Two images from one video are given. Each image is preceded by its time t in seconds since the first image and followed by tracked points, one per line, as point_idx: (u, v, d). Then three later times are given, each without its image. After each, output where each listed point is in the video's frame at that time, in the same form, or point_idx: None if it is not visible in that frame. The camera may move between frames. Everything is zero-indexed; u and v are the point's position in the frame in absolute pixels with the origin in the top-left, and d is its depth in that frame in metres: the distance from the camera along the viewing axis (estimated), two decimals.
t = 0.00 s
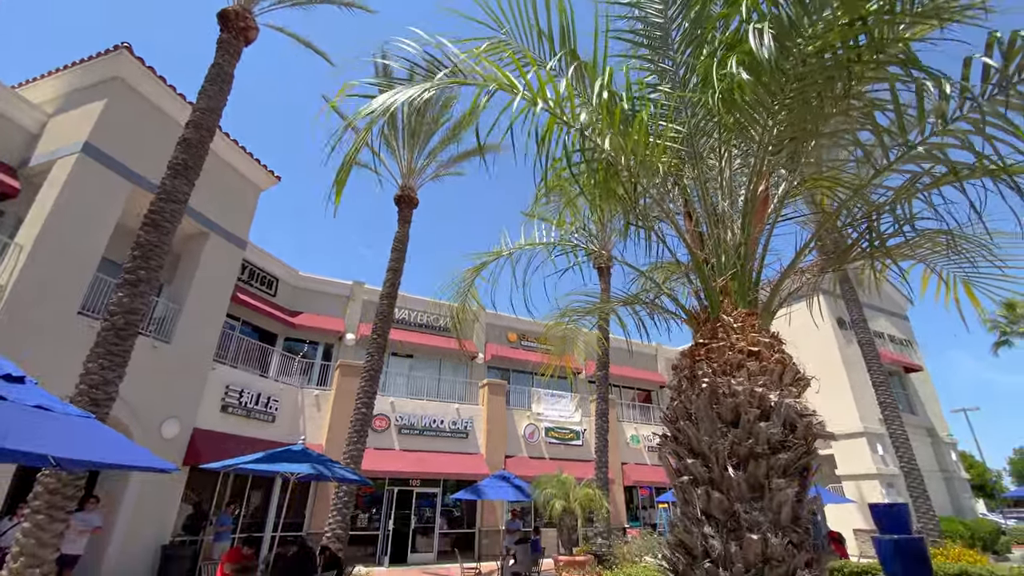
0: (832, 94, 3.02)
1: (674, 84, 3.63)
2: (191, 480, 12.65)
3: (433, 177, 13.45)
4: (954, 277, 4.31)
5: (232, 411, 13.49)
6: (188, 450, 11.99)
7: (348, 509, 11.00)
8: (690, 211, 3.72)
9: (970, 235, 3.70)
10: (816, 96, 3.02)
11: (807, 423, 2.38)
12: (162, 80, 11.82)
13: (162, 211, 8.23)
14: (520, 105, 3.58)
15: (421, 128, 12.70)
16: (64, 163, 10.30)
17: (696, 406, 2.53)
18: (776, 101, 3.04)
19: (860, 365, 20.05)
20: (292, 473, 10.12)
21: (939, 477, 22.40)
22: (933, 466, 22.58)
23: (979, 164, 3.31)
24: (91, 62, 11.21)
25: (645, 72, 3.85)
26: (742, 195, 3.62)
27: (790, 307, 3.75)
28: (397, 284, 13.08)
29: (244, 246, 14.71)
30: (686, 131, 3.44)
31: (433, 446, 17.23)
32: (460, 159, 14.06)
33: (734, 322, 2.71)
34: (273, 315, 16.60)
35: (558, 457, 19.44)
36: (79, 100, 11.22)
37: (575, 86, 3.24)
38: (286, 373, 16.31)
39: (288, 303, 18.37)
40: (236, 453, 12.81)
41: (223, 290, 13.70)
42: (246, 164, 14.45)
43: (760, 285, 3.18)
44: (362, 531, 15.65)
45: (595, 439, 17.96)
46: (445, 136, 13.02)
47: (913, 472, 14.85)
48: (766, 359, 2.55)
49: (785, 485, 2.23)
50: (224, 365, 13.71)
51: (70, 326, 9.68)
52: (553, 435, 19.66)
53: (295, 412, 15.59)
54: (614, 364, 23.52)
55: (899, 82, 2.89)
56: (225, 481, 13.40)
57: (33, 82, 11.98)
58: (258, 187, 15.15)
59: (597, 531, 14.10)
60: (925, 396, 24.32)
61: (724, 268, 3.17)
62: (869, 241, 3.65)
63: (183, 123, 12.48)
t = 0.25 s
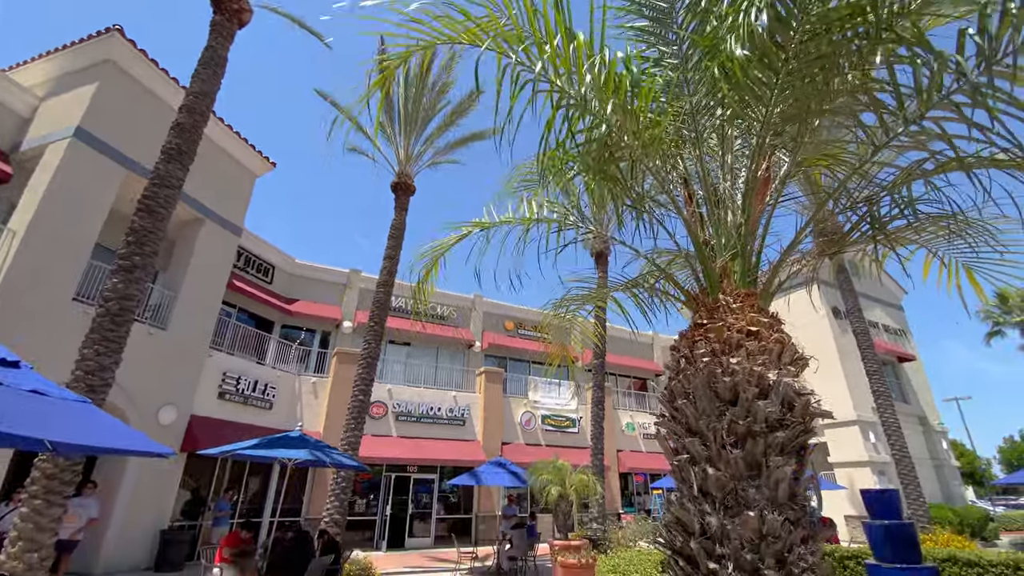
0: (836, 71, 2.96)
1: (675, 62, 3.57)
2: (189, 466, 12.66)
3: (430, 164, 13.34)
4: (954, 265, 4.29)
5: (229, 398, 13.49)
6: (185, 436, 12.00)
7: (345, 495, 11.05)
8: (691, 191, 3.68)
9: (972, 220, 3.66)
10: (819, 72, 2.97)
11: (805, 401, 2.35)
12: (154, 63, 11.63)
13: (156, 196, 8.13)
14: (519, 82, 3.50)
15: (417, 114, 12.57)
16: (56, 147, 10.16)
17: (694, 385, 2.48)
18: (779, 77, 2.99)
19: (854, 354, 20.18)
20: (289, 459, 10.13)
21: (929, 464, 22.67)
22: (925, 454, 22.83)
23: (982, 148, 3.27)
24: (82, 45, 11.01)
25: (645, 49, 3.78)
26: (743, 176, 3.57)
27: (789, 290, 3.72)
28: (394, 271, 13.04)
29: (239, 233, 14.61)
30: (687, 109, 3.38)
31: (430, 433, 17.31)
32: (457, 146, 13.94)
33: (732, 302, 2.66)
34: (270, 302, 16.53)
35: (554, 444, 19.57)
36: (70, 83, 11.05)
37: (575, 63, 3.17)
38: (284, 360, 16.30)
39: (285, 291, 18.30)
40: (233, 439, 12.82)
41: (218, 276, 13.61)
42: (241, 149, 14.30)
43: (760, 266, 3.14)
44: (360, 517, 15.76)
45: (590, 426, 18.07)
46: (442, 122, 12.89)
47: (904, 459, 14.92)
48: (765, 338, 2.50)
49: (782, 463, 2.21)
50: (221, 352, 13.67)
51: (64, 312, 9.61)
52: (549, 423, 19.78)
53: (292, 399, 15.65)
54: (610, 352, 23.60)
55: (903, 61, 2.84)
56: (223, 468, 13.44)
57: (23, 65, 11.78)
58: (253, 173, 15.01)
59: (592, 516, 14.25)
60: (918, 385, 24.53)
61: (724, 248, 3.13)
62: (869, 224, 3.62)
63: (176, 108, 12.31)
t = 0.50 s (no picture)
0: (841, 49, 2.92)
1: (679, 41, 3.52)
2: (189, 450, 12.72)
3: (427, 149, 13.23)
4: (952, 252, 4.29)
5: (227, 382, 13.51)
6: (185, 421, 12.04)
7: (344, 478, 11.15)
8: (692, 171, 3.64)
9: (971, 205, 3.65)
10: (825, 50, 2.92)
11: (803, 382, 2.35)
12: (147, 45, 11.44)
13: (150, 180, 8.05)
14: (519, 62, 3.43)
15: (414, 98, 12.44)
16: (48, 131, 10.03)
17: (693, 366, 2.48)
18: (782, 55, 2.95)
19: (849, 341, 20.31)
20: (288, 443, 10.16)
21: (921, 450, 22.96)
22: (916, 439, 23.11)
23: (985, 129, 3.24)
24: (73, 26, 10.82)
25: (650, 28, 3.71)
26: (744, 157, 3.52)
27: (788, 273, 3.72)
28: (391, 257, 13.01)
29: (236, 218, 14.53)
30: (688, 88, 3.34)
31: (428, 418, 17.42)
32: (455, 130, 13.82)
33: (732, 285, 2.66)
34: (267, 288, 16.50)
35: (551, 429, 19.74)
36: (61, 65, 10.87)
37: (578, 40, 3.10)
38: (282, 346, 16.32)
39: (282, 277, 18.25)
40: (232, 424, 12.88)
41: (215, 262, 13.55)
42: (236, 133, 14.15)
43: (761, 248, 3.12)
44: (359, 500, 15.92)
45: (587, 412, 18.21)
46: (439, 106, 12.75)
47: (896, 444, 15.13)
48: (765, 320, 2.49)
49: (780, 443, 2.22)
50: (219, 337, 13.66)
51: (60, 297, 9.56)
52: (547, 408, 19.92)
53: (290, 384, 15.70)
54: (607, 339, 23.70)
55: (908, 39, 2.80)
56: (223, 452, 13.53)
57: (14, 47, 11.59)
58: (248, 158, 14.87)
59: (588, 499, 14.43)
60: (913, 372, 24.74)
61: (725, 229, 3.09)
62: (869, 208, 3.60)
63: (169, 91, 12.14)
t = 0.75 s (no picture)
0: (850, 24, 2.86)
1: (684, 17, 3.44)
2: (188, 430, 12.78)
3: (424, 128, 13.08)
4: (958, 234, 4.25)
5: (226, 363, 13.54)
6: (184, 401, 12.10)
7: (344, 458, 11.26)
8: (695, 150, 3.59)
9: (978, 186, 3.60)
10: (834, 24, 2.87)
11: (803, 359, 2.36)
12: (138, 21, 11.20)
13: (144, 159, 7.95)
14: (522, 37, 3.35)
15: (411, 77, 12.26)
16: (39, 108, 9.86)
17: (694, 343, 2.48)
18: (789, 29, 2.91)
19: (844, 324, 20.43)
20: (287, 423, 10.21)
21: (912, 431, 23.29)
22: (908, 421, 23.42)
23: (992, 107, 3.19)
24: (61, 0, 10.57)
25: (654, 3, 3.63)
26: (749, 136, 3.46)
27: (791, 253, 3.70)
28: (389, 239, 12.95)
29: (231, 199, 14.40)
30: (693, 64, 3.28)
31: (426, 398, 17.56)
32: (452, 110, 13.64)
33: (734, 264, 2.65)
34: (265, 270, 16.43)
35: (548, 410, 19.93)
36: (51, 41, 10.65)
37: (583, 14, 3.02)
38: (280, 327, 16.34)
39: (278, 258, 18.16)
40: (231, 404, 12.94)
41: (211, 242, 13.47)
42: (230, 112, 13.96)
43: (763, 226, 3.08)
44: (358, 479, 16.09)
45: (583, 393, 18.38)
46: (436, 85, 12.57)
47: (888, 426, 15.33)
48: (766, 298, 2.49)
49: (779, 419, 2.24)
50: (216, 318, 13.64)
51: (56, 277, 9.51)
52: (543, 390, 20.07)
53: (289, 365, 15.75)
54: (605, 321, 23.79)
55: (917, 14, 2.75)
56: (222, 432, 13.62)
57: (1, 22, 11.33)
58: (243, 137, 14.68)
59: (584, 479, 14.63)
60: (906, 355, 24.97)
61: (729, 209, 3.05)
62: (874, 187, 3.57)
63: (162, 68, 11.92)
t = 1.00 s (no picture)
0: None
1: None
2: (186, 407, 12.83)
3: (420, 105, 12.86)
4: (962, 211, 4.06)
5: (223, 341, 13.54)
6: (183, 378, 12.15)
7: (343, 434, 11.36)
8: (697, 125, 3.51)
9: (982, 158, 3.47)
10: None
11: (803, 335, 2.36)
12: None
13: (135, 134, 7.80)
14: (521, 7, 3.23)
15: (406, 51, 12.00)
16: (26, 81, 9.63)
17: (693, 320, 2.46)
18: None
19: (839, 305, 20.55)
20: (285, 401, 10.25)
21: (902, 410, 23.63)
22: (898, 400, 23.74)
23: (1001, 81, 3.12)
24: None
25: None
26: (753, 111, 3.38)
27: (792, 230, 3.67)
28: (385, 217, 12.85)
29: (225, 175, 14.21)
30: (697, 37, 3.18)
31: (424, 377, 17.66)
32: (448, 86, 13.41)
33: (736, 240, 2.62)
34: (260, 248, 16.31)
35: (544, 388, 20.11)
36: (36, 12, 10.35)
37: None
38: (276, 306, 16.31)
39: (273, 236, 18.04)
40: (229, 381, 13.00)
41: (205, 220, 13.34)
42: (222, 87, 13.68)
43: (766, 203, 3.04)
44: (357, 455, 16.28)
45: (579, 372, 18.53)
46: (432, 60, 12.32)
47: (879, 405, 15.52)
48: (767, 275, 2.48)
49: (777, 394, 2.24)
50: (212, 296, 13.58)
51: (49, 254, 9.41)
52: (540, 369, 20.21)
53: (286, 344, 15.77)
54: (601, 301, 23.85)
55: None
56: (221, 410, 13.70)
57: None
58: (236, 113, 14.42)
59: (579, 455, 14.84)
60: (899, 336, 25.19)
61: (732, 185, 3.00)
62: (878, 163, 3.51)
63: (150, 40, 11.62)
